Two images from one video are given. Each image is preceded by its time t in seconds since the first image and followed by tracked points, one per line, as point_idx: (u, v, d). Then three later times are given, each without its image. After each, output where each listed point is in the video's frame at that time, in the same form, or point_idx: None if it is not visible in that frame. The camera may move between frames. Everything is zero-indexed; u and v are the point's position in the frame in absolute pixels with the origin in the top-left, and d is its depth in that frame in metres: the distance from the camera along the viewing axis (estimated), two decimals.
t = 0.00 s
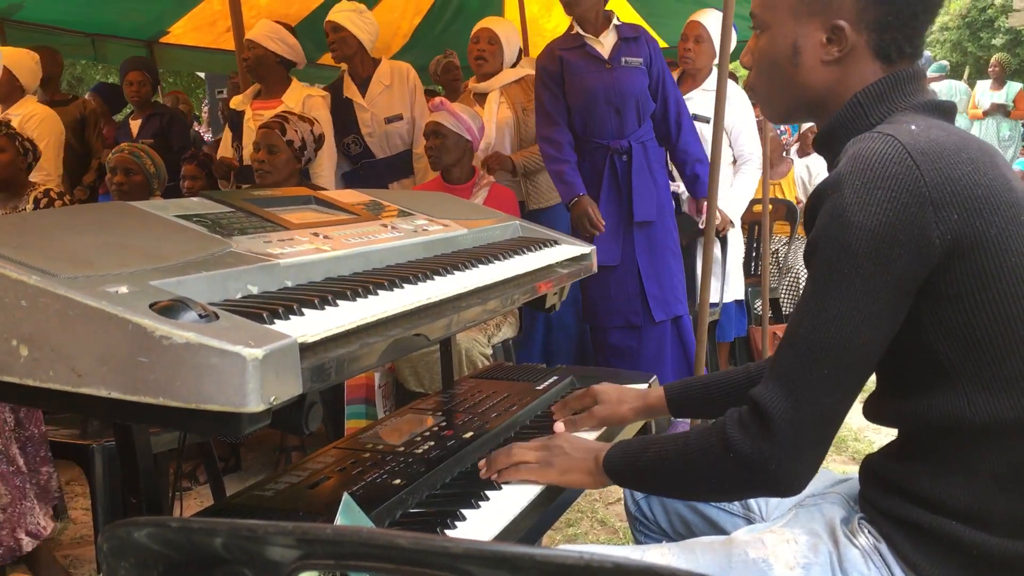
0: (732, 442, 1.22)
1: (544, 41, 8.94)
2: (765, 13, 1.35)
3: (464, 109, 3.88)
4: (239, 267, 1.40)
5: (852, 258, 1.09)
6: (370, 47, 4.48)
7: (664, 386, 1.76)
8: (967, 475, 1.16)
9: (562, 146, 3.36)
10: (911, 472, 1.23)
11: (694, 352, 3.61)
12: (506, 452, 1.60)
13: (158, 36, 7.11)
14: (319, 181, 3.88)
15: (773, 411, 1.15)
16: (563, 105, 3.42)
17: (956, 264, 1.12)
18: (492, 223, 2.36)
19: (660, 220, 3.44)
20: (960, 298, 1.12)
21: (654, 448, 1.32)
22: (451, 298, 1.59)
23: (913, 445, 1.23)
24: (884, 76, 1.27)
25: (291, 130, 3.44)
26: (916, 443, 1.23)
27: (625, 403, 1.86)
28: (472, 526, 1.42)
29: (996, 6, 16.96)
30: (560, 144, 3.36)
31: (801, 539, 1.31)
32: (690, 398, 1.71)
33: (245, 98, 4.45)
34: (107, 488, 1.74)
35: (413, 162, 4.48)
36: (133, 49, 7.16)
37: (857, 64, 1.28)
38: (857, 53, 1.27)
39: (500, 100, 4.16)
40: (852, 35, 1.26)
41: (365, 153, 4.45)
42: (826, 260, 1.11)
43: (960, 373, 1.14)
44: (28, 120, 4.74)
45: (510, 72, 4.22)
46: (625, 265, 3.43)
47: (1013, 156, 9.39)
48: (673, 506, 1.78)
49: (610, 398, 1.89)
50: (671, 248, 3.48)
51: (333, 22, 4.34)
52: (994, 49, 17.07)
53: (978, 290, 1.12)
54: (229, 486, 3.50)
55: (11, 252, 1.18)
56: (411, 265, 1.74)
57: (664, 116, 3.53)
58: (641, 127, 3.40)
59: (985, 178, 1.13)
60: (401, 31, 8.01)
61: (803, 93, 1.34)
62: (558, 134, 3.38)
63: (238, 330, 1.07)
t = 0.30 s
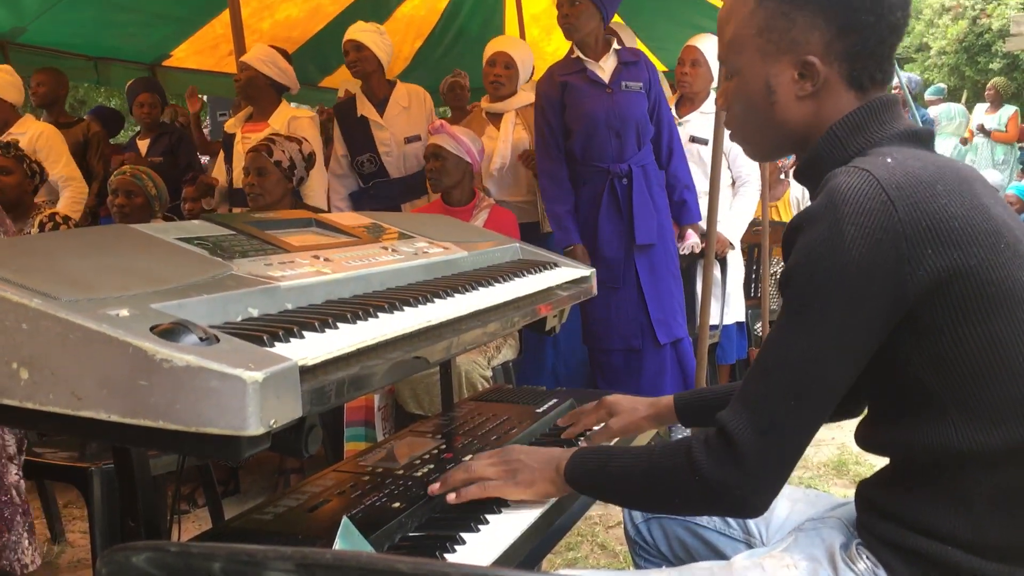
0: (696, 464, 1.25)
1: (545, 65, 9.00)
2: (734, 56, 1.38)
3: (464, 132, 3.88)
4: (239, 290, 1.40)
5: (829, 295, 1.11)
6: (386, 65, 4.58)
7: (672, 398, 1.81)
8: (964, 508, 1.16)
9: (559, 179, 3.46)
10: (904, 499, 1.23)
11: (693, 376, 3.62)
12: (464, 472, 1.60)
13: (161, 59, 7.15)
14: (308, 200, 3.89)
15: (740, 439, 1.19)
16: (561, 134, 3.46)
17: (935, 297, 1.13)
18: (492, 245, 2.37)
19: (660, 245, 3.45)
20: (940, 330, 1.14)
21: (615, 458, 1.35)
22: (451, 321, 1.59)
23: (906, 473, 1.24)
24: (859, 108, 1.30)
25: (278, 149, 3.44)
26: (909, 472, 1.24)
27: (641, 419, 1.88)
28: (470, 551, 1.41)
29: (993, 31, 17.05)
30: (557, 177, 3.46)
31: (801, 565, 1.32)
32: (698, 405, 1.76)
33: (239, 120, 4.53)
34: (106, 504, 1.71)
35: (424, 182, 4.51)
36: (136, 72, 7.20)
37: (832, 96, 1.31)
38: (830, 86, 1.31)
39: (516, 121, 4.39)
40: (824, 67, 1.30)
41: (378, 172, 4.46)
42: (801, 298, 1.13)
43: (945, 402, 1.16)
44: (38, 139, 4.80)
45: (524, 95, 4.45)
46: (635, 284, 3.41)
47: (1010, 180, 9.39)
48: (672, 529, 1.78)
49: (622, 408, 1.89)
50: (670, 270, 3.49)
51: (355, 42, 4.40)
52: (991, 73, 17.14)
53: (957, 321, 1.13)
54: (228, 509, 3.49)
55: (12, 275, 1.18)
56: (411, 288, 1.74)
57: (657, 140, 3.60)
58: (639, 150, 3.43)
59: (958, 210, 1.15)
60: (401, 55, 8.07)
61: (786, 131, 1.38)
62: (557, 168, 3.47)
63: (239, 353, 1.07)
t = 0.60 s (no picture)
0: (700, 500, 1.24)
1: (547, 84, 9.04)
2: (688, 113, 1.41)
3: (467, 149, 3.90)
4: (242, 308, 1.40)
5: (823, 335, 1.12)
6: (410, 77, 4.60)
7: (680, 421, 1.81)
8: (964, 535, 1.20)
9: (553, 198, 3.66)
10: (907, 527, 1.26)
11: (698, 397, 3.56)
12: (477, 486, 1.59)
13: (165, 78, 7.18)
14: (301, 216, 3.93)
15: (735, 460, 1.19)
16: (563, 152, 3.59)
17: (923, 327, 1.16)
18: (495, 263, 2.37)
19: (657, 262, 3.41)
20: (929, 358, 1.17)
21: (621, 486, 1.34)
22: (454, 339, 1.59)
23: (906, 498, 1.26)
24: (823, 137, 1.33)
25: (269, 166, 3.47)
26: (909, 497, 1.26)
27: (647, 439, 1.86)
28: (477, 567, 1.41)
29: (995, 49, 17.10)
30: (551, 195, 3.66)
31: None
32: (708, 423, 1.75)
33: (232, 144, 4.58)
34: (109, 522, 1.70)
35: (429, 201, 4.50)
36: (141, 91, 7.23)
37: (797, 127, 1.33)
38: (794, 119, 1.32)
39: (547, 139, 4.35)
40: (786, 104, 1.31)
41: (395, 185, 4.48)
42: (795, 338, 1.14)
43: (938, 430, 1.19)
44: (59, 161, 4.88)
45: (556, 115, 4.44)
46: (626, 305, 3.43)
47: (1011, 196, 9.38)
48: (674, 552, 1.76)
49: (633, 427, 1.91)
50: (673, 290, 3.45)
51: (381, 57, 4.46)
52: (992, 91, 17.19)
53: (947, 349, 1.16)
54: (231, 528, 3.48)
55: (16, 293, 1.18)
56: (417, 306, 1.75)
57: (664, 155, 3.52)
58: (642, 169, 3.40)
59: (938, 239, 1.17)
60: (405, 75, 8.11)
61: (756, 173, 1.39)
62: (553, 186, 3.65)
63: (242, 370, 1.07)
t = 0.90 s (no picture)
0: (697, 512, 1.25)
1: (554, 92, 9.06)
2: (659, 139, 1.41)
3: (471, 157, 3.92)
4: (248, 316, 1.40)
5: (809, 364, 1.11)
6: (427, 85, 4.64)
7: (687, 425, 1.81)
8: (951, 546, 1.22)
9: (574, 199, 3.68)
10: (907, 542, 1.27)
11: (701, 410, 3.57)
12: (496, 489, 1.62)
13: (171, 86, 7.21)
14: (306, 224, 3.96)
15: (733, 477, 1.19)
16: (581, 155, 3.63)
17: (909, 347, 1.15)
18: (500, 271, 2.37)
19: (666, 269, 3.41)
20: (918, 377, 1.16)
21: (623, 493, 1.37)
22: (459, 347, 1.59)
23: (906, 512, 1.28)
24: (798, 155, 1.33)
25: (279, 173, 3.49)
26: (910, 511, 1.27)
27: (657, 449, 1.86)
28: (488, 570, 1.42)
29: (1001, 57, 17.11)
30: (572, 197, 3.69)
31: None
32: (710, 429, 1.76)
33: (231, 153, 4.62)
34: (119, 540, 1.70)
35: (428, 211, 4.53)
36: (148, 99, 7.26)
37: (770, 148, 1.33)
38: (766, 141, 1.32)
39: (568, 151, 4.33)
40: (757, 128, 1.31)
41: (410, 190, 4.48)
42: (782, 367, 1.13)
43: (933, 445, 1.20)
44: (62, 166, 4.90)
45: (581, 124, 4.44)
46: (633, 312, 3.42)
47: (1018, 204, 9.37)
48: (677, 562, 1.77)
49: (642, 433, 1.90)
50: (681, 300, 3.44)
51: (399, 63, 4.52)
52: (999, 98, 17.18)
53: (936, 366, 1.16)
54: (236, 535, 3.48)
55: (24, 300, 1.19)
56: (420, 314, 1.75)
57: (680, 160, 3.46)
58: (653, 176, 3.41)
59: (919, 256, 1.17)
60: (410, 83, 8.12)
61: (730, 189, 1.39)
62: (574, 188, 3.68)
63: (248, 378, 1.08)
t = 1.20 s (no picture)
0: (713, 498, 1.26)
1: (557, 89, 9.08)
2: (702, 114, 1.43)
3: (476, 156, 3.91)
4: (253, 314, 1.40)
5: (812, 350, 1.16)
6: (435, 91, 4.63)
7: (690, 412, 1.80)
8: (969, 544, 1.21)
9: (596, 195, 3.68)
10: (914, 536, 1.27)
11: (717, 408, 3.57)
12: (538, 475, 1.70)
13: (175, 85, 7.22)
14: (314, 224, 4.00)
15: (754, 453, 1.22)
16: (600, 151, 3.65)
17: (923, 342, 1.17)
18: (503, 269, 2.37)
19: (681, 271, 3.43)
20: (932, 373, 1.18)
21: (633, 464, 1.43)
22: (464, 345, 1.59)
23: (911, 505, 1.28)
24: (839, 141, 1.34)
25: (299, 175, 3.51)
26: (913, 504, 1.28)
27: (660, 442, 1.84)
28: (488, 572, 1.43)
29: (1006, 55, 17.09)
30: (593, 192, 3.69)
31: None
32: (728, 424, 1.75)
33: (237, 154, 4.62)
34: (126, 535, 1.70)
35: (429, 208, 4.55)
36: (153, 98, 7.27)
37: (813, 131, 1.34)
38: (811, 123, 1.34)
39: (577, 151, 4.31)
40: (802, 108, 1.33)
41: (416, 197, 4.51)
42: (782, 348, 1.18)
43: (942, 441, 1.20)
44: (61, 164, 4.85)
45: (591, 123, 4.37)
46: (648, 313, 3.46)
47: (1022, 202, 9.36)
48: (685, 559, 1.75)
49: (643, 430, 1.89)
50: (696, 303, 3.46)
51: (409, 66, 4.48)
52: (1004, 96, 17.17)
53: (950, 365, 1.17)
54: (240, 533, 3.49)
55: (30, 299, 1.20)
56: (427, 312, 1.75)
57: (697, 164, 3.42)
58: (670, 176, 3.39)
59: (942, 257, 1.18)
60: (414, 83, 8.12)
61: (769, 172, 1.41)
62: (595, 184, 3.68)
63: (253, 377, 1.08)
